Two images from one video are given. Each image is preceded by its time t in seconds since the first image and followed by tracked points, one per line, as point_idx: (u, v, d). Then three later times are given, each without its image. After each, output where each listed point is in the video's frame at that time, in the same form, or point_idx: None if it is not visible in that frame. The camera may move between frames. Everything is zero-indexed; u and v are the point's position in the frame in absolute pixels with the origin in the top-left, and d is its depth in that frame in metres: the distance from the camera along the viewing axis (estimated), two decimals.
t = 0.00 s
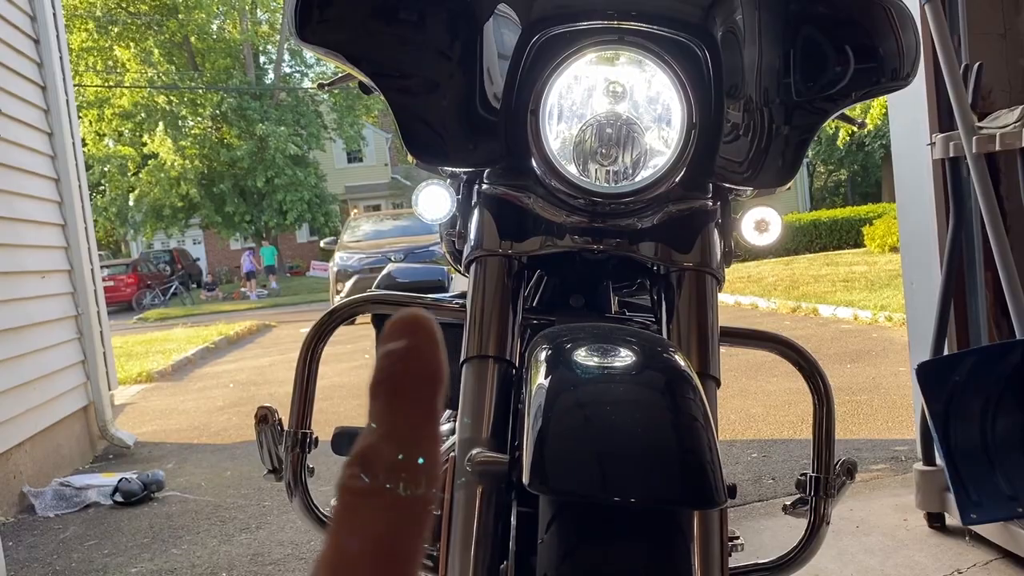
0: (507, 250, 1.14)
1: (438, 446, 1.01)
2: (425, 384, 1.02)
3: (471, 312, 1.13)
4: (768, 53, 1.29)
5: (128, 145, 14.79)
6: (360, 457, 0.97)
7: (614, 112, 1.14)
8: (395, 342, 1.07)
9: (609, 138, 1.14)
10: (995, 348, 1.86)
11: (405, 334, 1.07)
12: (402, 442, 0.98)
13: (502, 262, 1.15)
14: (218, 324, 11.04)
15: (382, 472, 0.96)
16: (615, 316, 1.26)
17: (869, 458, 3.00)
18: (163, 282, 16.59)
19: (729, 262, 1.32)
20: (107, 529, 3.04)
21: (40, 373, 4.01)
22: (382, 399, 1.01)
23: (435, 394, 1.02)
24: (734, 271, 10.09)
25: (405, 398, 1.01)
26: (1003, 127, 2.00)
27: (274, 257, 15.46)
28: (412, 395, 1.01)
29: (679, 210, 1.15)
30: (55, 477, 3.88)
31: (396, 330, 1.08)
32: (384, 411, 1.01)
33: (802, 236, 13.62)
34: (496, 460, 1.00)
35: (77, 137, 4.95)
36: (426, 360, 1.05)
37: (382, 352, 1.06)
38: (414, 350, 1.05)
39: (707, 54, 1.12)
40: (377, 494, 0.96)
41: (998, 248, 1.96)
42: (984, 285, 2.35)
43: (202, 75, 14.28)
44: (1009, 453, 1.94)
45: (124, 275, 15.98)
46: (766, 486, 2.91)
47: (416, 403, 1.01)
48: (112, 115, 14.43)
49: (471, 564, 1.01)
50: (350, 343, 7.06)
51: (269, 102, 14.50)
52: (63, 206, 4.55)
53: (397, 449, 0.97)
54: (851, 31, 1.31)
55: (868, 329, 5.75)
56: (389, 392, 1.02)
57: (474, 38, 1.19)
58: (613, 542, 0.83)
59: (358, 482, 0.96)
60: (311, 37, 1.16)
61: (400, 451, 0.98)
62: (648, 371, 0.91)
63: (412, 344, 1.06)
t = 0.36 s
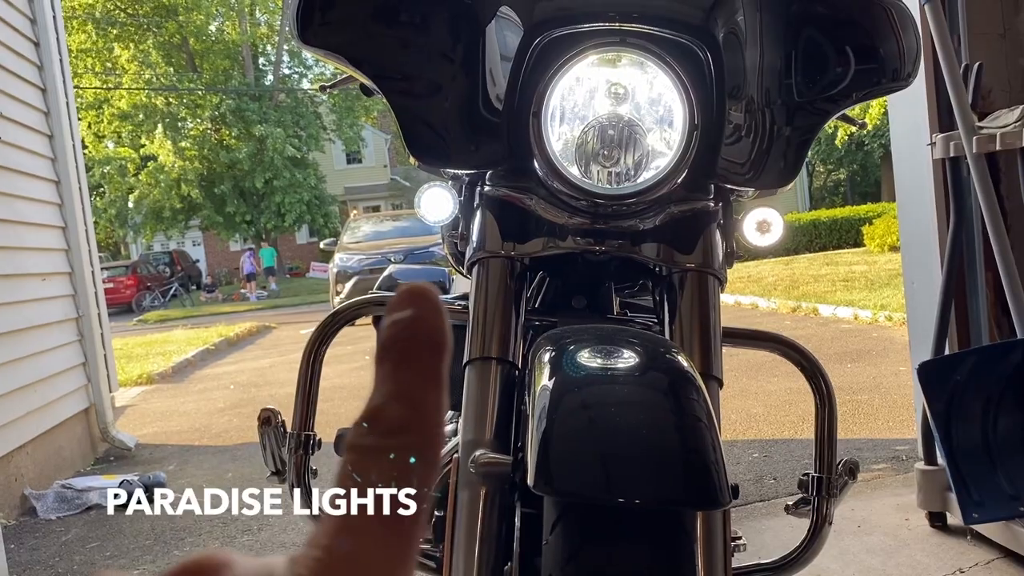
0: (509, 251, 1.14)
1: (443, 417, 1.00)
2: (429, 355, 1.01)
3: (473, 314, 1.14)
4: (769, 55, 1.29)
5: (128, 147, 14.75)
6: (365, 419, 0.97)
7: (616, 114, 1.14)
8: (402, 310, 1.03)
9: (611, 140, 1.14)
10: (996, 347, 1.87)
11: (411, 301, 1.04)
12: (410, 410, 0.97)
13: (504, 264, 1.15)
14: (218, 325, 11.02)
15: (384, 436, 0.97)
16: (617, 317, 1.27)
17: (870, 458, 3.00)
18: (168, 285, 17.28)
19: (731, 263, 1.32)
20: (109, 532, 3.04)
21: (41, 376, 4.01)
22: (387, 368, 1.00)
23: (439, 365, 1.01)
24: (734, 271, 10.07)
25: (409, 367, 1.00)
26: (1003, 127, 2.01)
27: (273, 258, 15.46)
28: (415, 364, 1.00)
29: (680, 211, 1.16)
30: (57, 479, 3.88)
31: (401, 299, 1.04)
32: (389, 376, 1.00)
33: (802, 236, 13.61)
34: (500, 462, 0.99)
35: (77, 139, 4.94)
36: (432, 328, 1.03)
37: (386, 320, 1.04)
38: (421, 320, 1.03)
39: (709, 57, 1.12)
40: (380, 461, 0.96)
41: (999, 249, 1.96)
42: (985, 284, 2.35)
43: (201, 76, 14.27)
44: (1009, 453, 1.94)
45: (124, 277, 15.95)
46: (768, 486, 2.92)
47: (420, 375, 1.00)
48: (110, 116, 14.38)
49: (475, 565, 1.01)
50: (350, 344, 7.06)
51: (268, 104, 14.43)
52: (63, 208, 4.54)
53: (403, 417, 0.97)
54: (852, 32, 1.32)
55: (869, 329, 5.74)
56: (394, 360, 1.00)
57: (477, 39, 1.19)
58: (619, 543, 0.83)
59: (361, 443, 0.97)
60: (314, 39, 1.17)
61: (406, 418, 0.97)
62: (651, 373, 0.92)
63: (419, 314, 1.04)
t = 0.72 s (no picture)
0: (506, 247, 1.15)
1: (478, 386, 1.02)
2: (463, 325, 1.04)
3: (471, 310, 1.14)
4: (765, 49, 1.30)
5: (126, 148, 14.70)
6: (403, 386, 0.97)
7: (613, 109, 1.15)
8: (433, 283, 1.06)
9: (607, 135, 1.15)
10: (992, 342, 1.88)
11: (444, 274, 1.06)
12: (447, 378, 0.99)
13: (502, 259, 1.16)
14: (217, 326, 10.99)
15: (423, 402, 0.96)
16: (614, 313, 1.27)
17: (869, 454, 3.00)
18: (161, 285, 17.32)
19: (727, 258, 1.32)
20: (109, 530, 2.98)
21: (39, 377, 4.02)
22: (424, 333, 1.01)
23: (472, 336, 1.04)
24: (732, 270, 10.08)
25: (446, 335, 1.02)
26: (1000, 122, 1.98)
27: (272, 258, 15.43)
28: (452, 333, 1.02)
29: (677, 206, 1.16)
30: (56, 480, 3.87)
31: (434, 270, 1.07)
32: (425, 345, 1.01)
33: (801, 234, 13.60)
34: (497, 457, 0.99)
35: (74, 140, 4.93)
36: (465, 300, 1.06)
37: (418, 293, 1.05)
38: (454, 292, 1.06)
39: (705, 50, 1.11)
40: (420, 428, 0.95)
41: (996, 243, 1.97)
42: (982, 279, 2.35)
43: (198, 77, 14.24)
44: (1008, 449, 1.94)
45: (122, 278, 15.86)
46: (767, 482, 2.91)
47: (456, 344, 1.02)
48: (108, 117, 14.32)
49: (474, 560, 1.02)
50: (349, 344, 7.05)
51: (266, 104, 14.44)
52: (61, 209, 4.53)
53: (442, 383, 0.98)
54: (849, 28, 1.31)
55: (866, 326, 5.74)
56: (429, 330, 1.02)
57: (473, 35, 1.22)
58: (617, 535, 0.83)
59: (398, 409, 0.96)
60: (310, 36, 1.15)
61: (443, 385, 0.98)
62: (648, 365, 0.92)
63: (450, 286, 1.06)
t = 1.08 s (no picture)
0: (502, 248, 1.15)
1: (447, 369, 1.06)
2: (433, 312, 1.07)
3: (468, 311, 1.14)
4: (761, 49, 1.30)
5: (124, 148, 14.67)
6: (371, 370, 1.01)
7: (608, 110, 1.14)
8: (403, 272, 1.10)
9: (603, 135, 1.14)
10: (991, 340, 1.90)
11: (413, 264, 1.10)
12: (415, 361, 1.03)
13: (498, 260, 1.15)
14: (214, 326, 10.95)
15: (392, 386, 1.01)
16: (610, 313, 1.27)
17: (866, 453, 3.00)
18: (160, 287, 16.60)
19: (723, 259, 1.31)
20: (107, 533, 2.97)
21: (39, 377, 4.04)
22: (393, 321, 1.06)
23: (442, 324, 1.08)
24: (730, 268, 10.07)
25: (415, 321, 1.06)
26: (994, 121, 1.96)
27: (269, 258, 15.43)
28: (420, 319, 1.06)
29: (673, 206, 1.16)
30: (53, 481, 3.86)
31: (403, 261, 1.11)
32: (394, 331, 1.06)
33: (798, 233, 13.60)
34: (494, 458, 1.01)
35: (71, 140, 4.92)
36: (433, 289, 1.09)
37: (389, 283, 1.10)
38: (422, 282, 1.09)
39: (701, 50, 1.11)
40: (388, 407, 0.99)
41: (993, 242, 1.97)
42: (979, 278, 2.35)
43: (195, 77, 14.20)
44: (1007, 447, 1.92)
45: (120, 279, 15.81)
46: (765, 481, 2.91)
47: (425, 331, 1.06)
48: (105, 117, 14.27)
49: (471, 562, 1.02)
50: (346, 344, 7.04)
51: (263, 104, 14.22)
52: (58, 210, 4.54)
53: (410, 367, 1.02)
54: (844, 27, 1.32)
55: (863, 324, 5.74)
56: (398, 318, 1.06)
57: (468, 36, 1.19)
58: (614, 535, 0.83)
59: (369, 393, 1.00)
60: (306, 37, 1.17)
61: (411, 369, 1.02)
62: (644, 367, 0.92)
63: (419, 277, 1.10)
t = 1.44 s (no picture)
0: (500, 247, 1.16)
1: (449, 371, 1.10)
2: (438, 314, 1.10)
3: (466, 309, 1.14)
4: (759, 47, 1.29)
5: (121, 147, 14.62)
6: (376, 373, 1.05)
7: (606, 109, 1.14)
8: (408, 275, 1.13)
9: (601, 134, 1.14)
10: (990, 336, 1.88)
11: (419, 267, 1.13)
12: (419, 365, 1.07)
13: (496, 259, 1.16)
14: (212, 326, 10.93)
15: (397, 389, 1.04)
16: (608, 312, 1.27)
17: (864, 451, 3.00)
18: (156, 286, 16.86)
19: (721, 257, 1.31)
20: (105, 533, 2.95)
21: (36, 377, 4.04)
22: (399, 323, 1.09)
23: (446, 327, 1.11)
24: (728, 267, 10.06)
25: (420, 324, 1.09)
26: (993, 119, 1.96)
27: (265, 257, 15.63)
28: (425, 322, 1.09)
29: (671, 205, 1.16)
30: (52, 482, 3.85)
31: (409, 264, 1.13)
32: (399, 334, 1.09)
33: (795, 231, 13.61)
34: (492, 457, 1.01)
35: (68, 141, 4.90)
36: (438, 292, 1.13)
37: (394, 285, 1.13)
38: (428, 284, 1.12)
39: (699, 49, 1.10)
40: (394, 410, 1.03)
41: (991, 242, 1.97)
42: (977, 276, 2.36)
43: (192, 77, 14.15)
44: (1004, 444, 1.92)
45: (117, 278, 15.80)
46: (763, 479, 2.92)
47: (429, 334, 1.09)
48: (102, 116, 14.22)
49: (469, 562, 1.02)
50: (344, 344, 7.03)
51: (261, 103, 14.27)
52: (55, 210, 4.52)
53: (414, 370, 1.06)
54: (842, 26, 1.31)
55: (862, 322, 5.74)
56: (404, 320, 1.09)
57: (465, 35, 1.20)
58: (612, 535, 0.83)
59: (375, 396, 1.03)
60: (303, 36, 1.16)
61: (416, 372, 1.06)
62: (643, 366, 0.92)
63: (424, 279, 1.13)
